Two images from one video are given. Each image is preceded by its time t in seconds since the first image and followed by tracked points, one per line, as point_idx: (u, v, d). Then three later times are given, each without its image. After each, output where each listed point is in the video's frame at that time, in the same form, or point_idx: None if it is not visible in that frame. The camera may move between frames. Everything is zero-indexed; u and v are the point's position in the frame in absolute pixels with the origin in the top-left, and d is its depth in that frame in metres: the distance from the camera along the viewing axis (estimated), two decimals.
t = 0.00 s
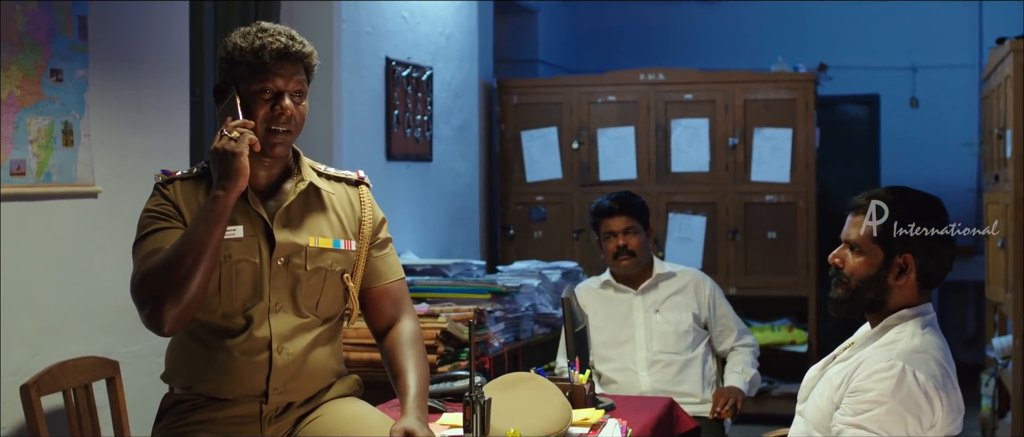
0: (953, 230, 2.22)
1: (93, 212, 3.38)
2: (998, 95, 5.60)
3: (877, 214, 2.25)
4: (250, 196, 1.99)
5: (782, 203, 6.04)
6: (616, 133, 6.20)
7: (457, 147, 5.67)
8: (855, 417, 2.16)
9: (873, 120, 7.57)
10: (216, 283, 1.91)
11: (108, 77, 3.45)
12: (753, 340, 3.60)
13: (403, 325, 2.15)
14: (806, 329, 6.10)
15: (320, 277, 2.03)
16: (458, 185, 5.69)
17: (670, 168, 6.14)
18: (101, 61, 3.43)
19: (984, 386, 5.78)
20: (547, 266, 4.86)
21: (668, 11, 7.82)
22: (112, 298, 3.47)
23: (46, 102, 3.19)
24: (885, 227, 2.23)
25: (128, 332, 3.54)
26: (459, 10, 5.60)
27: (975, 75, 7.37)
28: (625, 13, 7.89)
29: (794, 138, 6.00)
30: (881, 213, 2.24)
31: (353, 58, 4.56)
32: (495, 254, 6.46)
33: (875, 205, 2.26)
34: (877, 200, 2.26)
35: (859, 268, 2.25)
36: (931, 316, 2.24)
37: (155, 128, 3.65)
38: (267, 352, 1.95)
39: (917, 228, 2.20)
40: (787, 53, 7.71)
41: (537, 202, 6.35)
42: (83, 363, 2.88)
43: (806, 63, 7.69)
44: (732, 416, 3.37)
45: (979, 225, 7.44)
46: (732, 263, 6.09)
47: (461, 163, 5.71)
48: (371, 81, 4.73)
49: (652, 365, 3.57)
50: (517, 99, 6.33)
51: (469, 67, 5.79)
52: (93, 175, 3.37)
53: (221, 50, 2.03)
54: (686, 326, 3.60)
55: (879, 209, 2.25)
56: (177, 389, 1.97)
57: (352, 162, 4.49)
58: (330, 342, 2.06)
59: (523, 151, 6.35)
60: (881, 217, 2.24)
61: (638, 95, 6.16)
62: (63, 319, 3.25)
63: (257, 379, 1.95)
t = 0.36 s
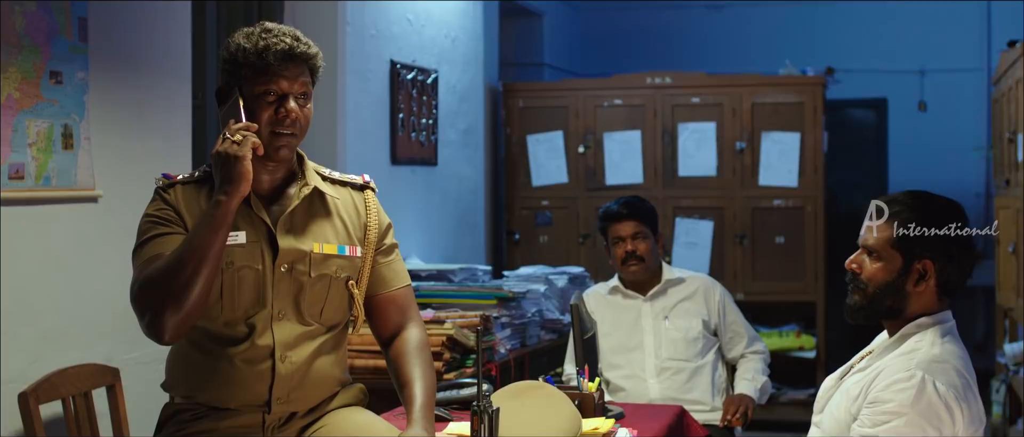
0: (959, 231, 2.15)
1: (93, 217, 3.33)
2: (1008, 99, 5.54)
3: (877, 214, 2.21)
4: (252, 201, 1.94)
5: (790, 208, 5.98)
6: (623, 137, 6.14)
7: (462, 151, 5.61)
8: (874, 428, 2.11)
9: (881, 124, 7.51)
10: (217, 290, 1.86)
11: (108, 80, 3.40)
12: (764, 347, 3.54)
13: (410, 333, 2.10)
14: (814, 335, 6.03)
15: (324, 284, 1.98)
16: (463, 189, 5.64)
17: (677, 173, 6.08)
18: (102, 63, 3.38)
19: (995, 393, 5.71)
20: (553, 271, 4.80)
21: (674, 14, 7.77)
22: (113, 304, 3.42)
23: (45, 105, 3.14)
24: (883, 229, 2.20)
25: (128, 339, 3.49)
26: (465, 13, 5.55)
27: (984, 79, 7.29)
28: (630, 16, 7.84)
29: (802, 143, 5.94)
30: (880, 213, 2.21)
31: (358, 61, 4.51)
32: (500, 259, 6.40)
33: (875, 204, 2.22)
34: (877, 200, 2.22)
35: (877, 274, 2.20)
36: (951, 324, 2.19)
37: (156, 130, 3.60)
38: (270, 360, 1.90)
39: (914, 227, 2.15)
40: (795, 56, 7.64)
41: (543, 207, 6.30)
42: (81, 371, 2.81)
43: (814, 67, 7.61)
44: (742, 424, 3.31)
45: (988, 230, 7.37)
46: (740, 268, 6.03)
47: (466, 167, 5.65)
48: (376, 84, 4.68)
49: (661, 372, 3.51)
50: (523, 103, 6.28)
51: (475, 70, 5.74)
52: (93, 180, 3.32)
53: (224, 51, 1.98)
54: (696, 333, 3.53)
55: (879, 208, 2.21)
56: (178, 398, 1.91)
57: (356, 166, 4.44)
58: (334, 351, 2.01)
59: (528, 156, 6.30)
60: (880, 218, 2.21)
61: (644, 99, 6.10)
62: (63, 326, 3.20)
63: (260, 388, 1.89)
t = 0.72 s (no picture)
0: (959, 231, 2.09)
1: (96, 221, 3.29)
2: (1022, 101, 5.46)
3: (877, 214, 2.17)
4: (259, 204, 1.89)
5: (800, 212, 5.92)
6: (632, 140, 6.09)
7: (469, 155, 5.56)
8: None
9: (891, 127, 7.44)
10: (222, 296, 1.81)
11: (111, 81, 3.36)
12: (777, 353, 3.48)
13: (420, 339, 2.05)
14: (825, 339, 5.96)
15: (331, 289, 1.93)
16: (471, 192, 5.59)
17: (686, 176, 6.02)
18: (105, 64, 3.34)
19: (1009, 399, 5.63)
20: (562, 276, 4.74)
21: (682, 16, 7.71)
22: (115, 309, 3.37)
23: (47, 106, 3.10)
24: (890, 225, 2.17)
25: (131, 344, 3.45)
26: (472, 14, 5.51)
27: (995, 81, 7.22)
28: (638, 18, 7.79)
29: (812, 147, 5.87)
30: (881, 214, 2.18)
31: (365, 63, 4.47)
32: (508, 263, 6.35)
33: (875, 206, 2.17)
34: (876, 202, 2.17)
35: (897, 280, 2.14)
36: (974, 331, 2.14)
37: (157, 131, 3.54)
38: (276, 368, 1.85)
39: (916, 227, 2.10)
40: (805, 58, 7.57)
41: (551, 210, 6.24)
42: (82, 377, 2.75)
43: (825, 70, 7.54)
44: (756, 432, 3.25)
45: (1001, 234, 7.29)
46: (749, 272, 5.97)
47: (473, 170, 5.60)
48: (382, 86, 4.63)
49: (673, 378, 3.45)
50: (531, 106, 6.24)
51: (483, 72, 5.69)
52: (96, 183, 3.28)
53: (231, 50, 1.93)
54: (708, 338, 3.48)
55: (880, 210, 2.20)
56: (181, 406, 1.86)
57: (363, 169, 4.39)
58: (341, 358, 1.96)
59: (536, 159, 6.25)
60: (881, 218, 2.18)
61: (653, 102, 6.05)
62: (65, 331, 3.16)
63: (265, 397, 1.84)
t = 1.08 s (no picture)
0: (958, 231, 2.05)
1: (98, 225, 3.24)
2: None
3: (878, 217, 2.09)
4: (262, 206, 1.83)
5: (810, 215, 5.84)
6: (641, 144, 6.03)
7: (477, 158, 5.51)
8: None
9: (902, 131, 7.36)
10: (225, 300, 1.76)
11: (113, 82, 3.31)
12: (790, 359, 3.43)
13: (428, 347, 1.99)
14: (836, 345, 5.88)
15: (338, 295, 1.88)
16: (479, 196, 5.54)
17: (695, 180, 5.96)
18: (107, 65, 3.29)
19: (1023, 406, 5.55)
20: (571, 281, 4.68)
21: (690, 17, 7.66)
22: (118, 314, 3.33)
23: (48, 108, 3.06)
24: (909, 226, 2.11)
25: (133, 351, 3.40)
26: (480, 16, 5.47)
27: (1006, 84, 7.13)
28: (647, 21, 7.74)
29: (823, 151, 5.80)
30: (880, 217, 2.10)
31: (371, 65, 4.42)
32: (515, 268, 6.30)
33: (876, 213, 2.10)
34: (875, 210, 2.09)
35: (919, 286, 2.08)
36: (997, 339, 2.08)
37: (159, 134, 3.49)
38: (281, 376, 1.80)
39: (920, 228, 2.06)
40: (815, 61, 7.50)
41: (559, 214, 6.18)
42: (83, 384, 2.70)
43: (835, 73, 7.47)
44: None
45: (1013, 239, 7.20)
46: (760, 276, 5.90)
47: (481, 174, 5.55)
48: (389, 89, 4.58)
49: (684, 385, 3.39)
50: (538, 109, 6.17)
51: (490, 75, 5.64)
52: (98, 186, 3.23)
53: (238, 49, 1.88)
54: (719, 345, 3.42)
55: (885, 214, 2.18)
56: (183, 415, 1.81)
57: (369, 172, 4.34)
58: (348, 366, 1.91)
59: (544, 162, 6.19)
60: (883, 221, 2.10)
61: (662, 104, 5.99)
62: (66, 337, 3.11)
63: (269, 406, 1.79)
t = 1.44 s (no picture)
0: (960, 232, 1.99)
1: (101, 227, 3.21)
2: None
3: (876, 214, 1.92)
4: (267, 209, 1.78)
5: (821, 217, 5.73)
6: (649, 145, 5.97)
7: (485, 160, 5.46)
8: None
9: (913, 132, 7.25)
10: (229, 307, 1.71)
11: (116, 83, 3.27)
12: (803, 363, 3.37)
13: (437, 352, 1.94)
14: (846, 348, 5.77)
15: (344, 300, 1.83)
16: (487, 198, 5.49)
17: (705, 182, 5.89)
18: (110, 65, 3.26)
19: None
20: (580, 284, 4.62)
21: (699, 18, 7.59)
22: (120, 319, 3.29)
23: (49, 108, 3.02)
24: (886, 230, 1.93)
25: (136, 355, 3.36)
26: (488, 16, 5.42)
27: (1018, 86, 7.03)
28: (657, 22, 7.66)
29: (834, 152, 5.71)
30: (880, 213, 1.91)
31: (378, 66, 4.37)
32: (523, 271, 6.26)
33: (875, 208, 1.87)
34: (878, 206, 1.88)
35: (942, 291, 2.01)
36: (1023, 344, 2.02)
37: (161, 134, 3.44)
38: (286, 382, 1.75)
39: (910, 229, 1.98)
40: (827, 61, 7.42)
41: (567, 216, 6.14)
42: (85, 389, 2.65)
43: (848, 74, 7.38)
44: None
45: None
46: (770, 278, 5.81)
47: (489, 175, 5.50)
48: (396, 89, 4.53)
49: (696, 390, 3.33)
50: (546, 110, 6.14)
51: (498, 76, 5.59)
52: (100, 188, 3.19)
53: (244, 49, 1.83)
54: (732, 349, 3.36)
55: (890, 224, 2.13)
56: (185, 423, 1.76)
57: (376, 175, 4.29)
58: (355, 373, 1.86)
59: (552, 164, 6.15)
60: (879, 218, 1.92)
61: (671, 106, 5.93)
62: (66, 342, 3.08)
63: (274, 413, 1.74)
